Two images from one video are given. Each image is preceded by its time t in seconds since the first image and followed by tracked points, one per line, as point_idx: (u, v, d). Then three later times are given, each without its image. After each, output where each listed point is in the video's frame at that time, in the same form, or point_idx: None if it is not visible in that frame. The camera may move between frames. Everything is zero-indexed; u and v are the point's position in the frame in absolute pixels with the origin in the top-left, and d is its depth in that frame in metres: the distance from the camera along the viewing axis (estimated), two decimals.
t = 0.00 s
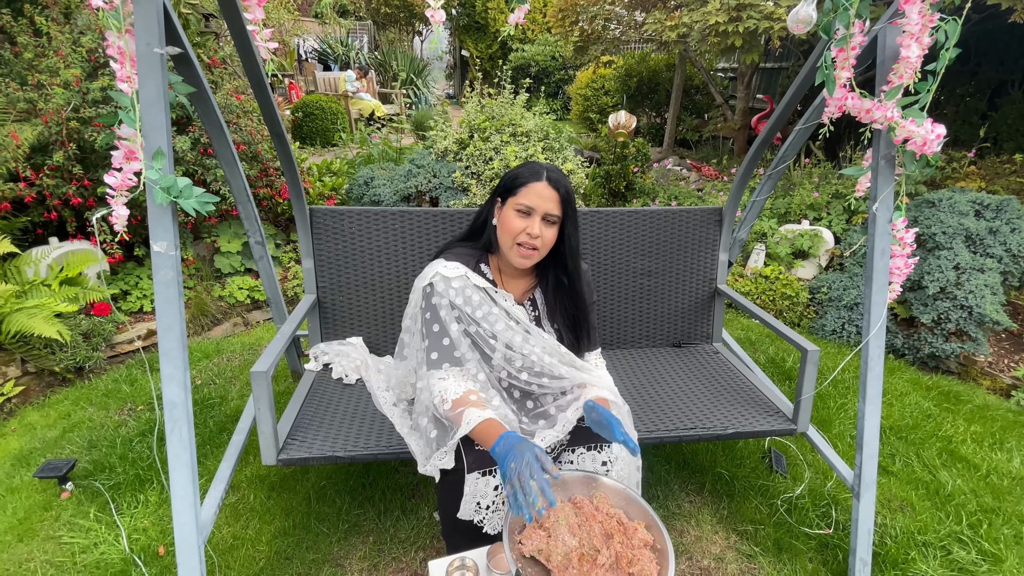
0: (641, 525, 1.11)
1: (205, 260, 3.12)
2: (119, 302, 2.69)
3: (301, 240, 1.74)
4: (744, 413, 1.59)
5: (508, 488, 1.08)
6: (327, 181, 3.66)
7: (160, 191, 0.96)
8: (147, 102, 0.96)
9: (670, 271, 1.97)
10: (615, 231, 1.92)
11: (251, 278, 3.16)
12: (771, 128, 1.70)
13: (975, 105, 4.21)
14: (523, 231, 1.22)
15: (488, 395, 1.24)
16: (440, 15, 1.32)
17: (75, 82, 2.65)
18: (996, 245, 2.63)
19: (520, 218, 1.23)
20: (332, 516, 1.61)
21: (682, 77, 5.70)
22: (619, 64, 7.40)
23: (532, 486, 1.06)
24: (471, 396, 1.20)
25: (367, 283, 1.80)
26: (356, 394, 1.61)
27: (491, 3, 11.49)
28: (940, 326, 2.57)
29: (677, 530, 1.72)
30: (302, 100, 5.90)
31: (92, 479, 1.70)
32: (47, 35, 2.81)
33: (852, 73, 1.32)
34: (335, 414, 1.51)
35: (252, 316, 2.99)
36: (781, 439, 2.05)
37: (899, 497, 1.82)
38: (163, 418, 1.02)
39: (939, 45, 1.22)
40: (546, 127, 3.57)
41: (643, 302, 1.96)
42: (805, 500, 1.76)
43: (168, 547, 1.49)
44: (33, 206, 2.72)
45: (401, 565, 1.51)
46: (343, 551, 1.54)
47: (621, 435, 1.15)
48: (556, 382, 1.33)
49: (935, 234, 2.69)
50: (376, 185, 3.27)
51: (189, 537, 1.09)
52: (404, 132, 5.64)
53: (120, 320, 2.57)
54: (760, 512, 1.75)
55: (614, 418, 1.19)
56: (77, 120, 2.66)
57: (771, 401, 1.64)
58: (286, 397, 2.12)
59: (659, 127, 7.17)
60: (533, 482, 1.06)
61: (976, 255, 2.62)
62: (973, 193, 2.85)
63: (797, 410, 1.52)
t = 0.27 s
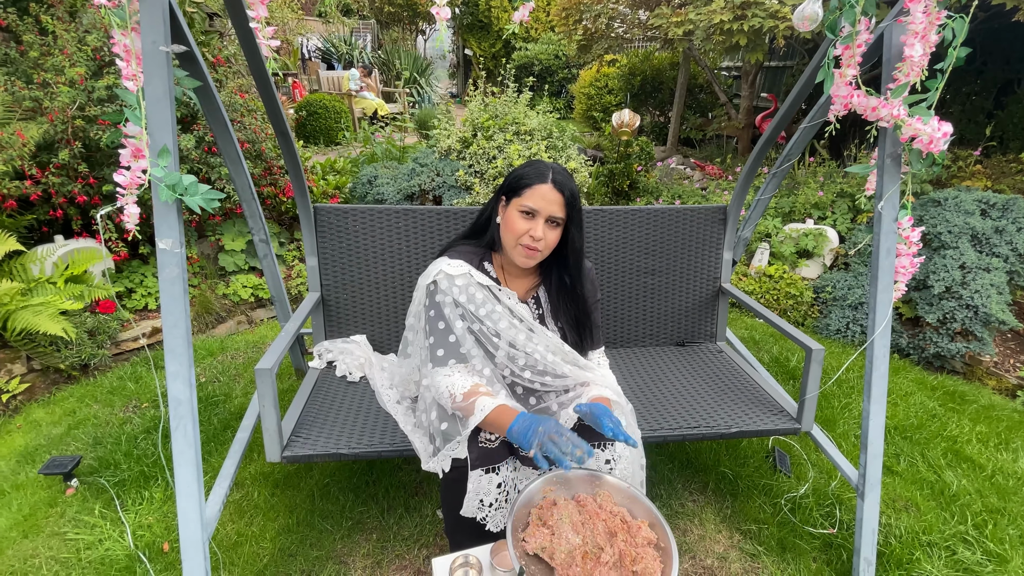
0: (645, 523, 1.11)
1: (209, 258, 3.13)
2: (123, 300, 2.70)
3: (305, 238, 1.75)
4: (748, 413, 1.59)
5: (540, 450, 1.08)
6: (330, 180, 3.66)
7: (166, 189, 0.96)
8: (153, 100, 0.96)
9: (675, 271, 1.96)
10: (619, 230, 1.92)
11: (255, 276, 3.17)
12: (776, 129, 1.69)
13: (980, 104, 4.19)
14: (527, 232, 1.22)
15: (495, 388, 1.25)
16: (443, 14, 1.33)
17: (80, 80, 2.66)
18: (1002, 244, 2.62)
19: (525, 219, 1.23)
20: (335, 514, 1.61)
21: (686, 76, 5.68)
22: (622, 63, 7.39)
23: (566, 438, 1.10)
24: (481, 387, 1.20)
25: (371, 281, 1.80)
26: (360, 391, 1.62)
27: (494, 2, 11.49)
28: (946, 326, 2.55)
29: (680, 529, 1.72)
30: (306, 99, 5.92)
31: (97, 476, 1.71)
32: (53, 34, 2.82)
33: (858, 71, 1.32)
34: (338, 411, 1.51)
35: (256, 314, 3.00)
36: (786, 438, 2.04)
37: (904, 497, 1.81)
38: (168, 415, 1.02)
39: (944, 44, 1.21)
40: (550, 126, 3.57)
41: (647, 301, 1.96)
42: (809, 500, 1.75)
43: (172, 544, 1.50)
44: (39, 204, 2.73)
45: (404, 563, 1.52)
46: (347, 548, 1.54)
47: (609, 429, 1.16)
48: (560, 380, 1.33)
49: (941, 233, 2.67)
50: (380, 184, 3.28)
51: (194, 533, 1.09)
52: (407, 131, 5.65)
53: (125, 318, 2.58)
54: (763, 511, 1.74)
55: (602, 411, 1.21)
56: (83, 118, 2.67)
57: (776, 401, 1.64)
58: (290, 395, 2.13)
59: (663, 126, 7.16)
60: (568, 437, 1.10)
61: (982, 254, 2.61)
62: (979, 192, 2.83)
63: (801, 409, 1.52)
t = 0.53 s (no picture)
0: (648, 522, 1.10)
1: (216, 256, 3.15)
2: (131, 298, 2.73)
3: (310, 236, 1.75)
4: (754, 413, 1.58)
5: (545, 426, 1.08)
6: (336, 179, 3.68)
7: (172, 186, 0.97)
8: (160, 97, 0.97)
9: (680, 270, 1.95)
10: (624, 230, 1.91)
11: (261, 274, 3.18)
12: (783, 128, 1.69)
13: (990, 103, 4.15)
14: (532, 231, 1.22)
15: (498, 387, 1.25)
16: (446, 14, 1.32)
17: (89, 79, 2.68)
18: (1012, 245, 2.59)
19: (530, 217, 1.22)
20: (339, 511, 1.62)
21: (692, 75, 5.66)
22: (628, 62, 7.36)
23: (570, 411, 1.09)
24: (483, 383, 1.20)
25: (375, 280, 1.81)
26: (364, 389, 1.62)
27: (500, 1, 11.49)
28: (954, 326, 2.53)
29: (684, 529, 1.72)
30: (312, 98, 5.95)
31: (104, 471, 1.72)
32: (62, 34, 2.84)
33: (865, 69, 1.30)
34: (342, 409, 1.51)
35: (262, 312, 3.01)
36: (791, 439, 2.03)
37: (911, 499, 1.80)
38: (174, 411, 1.03)
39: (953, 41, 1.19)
40: (555, 125, 3.56)
41: (652, 301, 1.95)
42: (814, 501, 1.74)
43: (178, 539, 1.51)
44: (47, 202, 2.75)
45: (408, 560, 1.52)
46: (351, 544, 1.54)
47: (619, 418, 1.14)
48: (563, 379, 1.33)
49: (950, 233, 2.65)
50: (385, 182, 3.29)
51: (199, 529, 1.10)
52: (412, 130, 5.66)
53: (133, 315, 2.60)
54: (768, 512, 1.73)
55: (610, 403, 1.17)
56: (91, 117, 2.69)
57: (781, 400, 1.63)
58: (295, 392, 2.14)
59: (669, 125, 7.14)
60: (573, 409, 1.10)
61: (992, 254, 2.58)
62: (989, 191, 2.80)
63: (807, 409, 1.51)
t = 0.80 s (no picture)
0: (647, 523, 1.10)
1: (225, 255, 3.18)
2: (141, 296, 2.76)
3: (316, 236, 1.77)
4: (757, 416, 1.57)
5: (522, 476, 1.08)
6: (344, 179, 3.71)
7: (179, 186, 0.99)
8: (168, 98, 0.98)
9: (684, 271, 1.95)
10: (627, 230, 1.91)
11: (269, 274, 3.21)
12: (787, 127, 1.68)
13: (1004, 105, 4.09)
14: (532, 228, 1.22)
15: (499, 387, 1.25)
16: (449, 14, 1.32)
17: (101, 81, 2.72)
18: None
19: (530, 215, 1.23)
20: (342, 508, 1.63)
21: (701, 76, 5.64)
22: (637, 63, 7.35)
23: (549, 467, 1.08)
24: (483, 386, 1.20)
25: (380, 279, 1.82)
26: (367, 388, 1.63)
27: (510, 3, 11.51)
28: (964, 330, 2.51)
29: (686, 532, 1.71)
30: (321, 99, 6.00)
31: (112, 466, 1.75)
32: (75, 35, 2.89)
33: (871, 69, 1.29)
34: (346, 407, 1.52)
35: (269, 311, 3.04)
36: (797, 443, 2.01)
37: (917, 504, 1.78)
38: (179, 407, 1.04)
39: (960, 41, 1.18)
40: (562, 126, 3.56)
41: (656, 302, 1.95)
42: (819, 505, 1.72)
43: (183, 534, 1.53)
44: (60, 201, 2.80)
45: (409, 558, 1.53)
46: (353, 542, 1.55)
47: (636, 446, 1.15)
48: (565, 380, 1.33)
49: (960, 236, 2.62)
50: (392, 183, 3.32)
51: (203, 524, 1.11)
52: (420, 131, 5.69)
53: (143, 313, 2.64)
54: (772, 516, 1.72)
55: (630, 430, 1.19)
56: (103, 118, 2.74)
57: (785, 403, 1.62)
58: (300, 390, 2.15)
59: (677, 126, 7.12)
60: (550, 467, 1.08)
61: (1003, 257, 2.55)
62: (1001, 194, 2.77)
63: (811, 413, 1.50)
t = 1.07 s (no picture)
0: (643, 522, 1.10)
1: (235, 254, 3.23)
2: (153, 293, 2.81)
3: (321, 234, 1.79)
4: (759, 417, 1.56)
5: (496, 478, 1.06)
6: (352, 180, 3.74)
7: (186, 185, 1.01)
8: (176, 99, 1.00)
9: (688, 271, 1.94)
10: (630, 230, 1.91)
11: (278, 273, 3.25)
12: (792, 126, 1.67)
13: (1020, 105, 4.03)
14: (532, 225, 1.23)
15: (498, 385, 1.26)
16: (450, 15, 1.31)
17: (115, 82, 2.78)
18: None
19: (530, 212, 1.24)
20: (345, 504, 1.65)
21: (711, 76, 5.61)
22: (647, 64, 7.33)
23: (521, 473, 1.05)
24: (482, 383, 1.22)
25: (385, 278, 1.84)
26: (371, 385, 1.65)
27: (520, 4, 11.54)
28: (975, 334, 2.47)
29: (687, 533, 1.71)
30: (332, 100, 6.06)
31: (121, 460, 1.78)
32: (89, 38, 2.95)
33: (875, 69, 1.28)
34: (349, 404, 1.54)
35: (278, 309, 3.07)
36: (802, 446, 2.00)
37: (923, 509, 1.75)
38: (184, 401, 1.06)
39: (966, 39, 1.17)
40: (569, 127, 3.57)
41: (659, 302, 1.94)
42: (822, 509, 1.71)
43: (189, 527, 1.56)
44: (75, 200, 2.86)
45: (410, 554, 1.54)
46: (355, 538, 1.57)
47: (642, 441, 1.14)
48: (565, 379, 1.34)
49: (971, 238, 2.58)
50: (400, 183, 3.35)
51: (206, 516, 1.13)
52: (429, 132, 5.72)
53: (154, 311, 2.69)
54: (774, 519, 1.71)
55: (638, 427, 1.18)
56: (116, 118, 2.79)
57: (788, 405, 1.61)
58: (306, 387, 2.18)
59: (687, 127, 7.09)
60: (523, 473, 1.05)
61: (1015, 260, 2.51)
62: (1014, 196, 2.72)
63: (814, 414, 1.49)
